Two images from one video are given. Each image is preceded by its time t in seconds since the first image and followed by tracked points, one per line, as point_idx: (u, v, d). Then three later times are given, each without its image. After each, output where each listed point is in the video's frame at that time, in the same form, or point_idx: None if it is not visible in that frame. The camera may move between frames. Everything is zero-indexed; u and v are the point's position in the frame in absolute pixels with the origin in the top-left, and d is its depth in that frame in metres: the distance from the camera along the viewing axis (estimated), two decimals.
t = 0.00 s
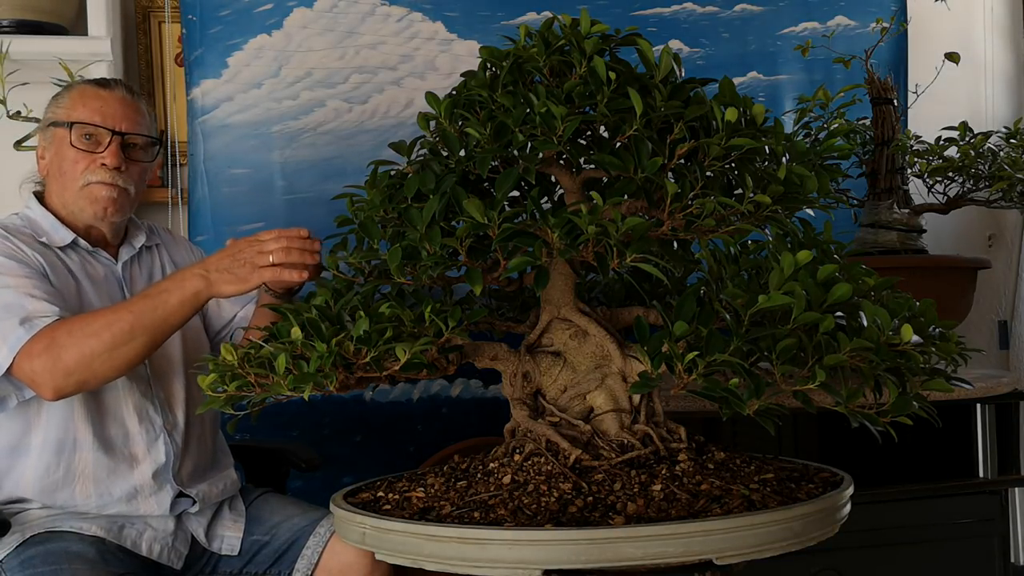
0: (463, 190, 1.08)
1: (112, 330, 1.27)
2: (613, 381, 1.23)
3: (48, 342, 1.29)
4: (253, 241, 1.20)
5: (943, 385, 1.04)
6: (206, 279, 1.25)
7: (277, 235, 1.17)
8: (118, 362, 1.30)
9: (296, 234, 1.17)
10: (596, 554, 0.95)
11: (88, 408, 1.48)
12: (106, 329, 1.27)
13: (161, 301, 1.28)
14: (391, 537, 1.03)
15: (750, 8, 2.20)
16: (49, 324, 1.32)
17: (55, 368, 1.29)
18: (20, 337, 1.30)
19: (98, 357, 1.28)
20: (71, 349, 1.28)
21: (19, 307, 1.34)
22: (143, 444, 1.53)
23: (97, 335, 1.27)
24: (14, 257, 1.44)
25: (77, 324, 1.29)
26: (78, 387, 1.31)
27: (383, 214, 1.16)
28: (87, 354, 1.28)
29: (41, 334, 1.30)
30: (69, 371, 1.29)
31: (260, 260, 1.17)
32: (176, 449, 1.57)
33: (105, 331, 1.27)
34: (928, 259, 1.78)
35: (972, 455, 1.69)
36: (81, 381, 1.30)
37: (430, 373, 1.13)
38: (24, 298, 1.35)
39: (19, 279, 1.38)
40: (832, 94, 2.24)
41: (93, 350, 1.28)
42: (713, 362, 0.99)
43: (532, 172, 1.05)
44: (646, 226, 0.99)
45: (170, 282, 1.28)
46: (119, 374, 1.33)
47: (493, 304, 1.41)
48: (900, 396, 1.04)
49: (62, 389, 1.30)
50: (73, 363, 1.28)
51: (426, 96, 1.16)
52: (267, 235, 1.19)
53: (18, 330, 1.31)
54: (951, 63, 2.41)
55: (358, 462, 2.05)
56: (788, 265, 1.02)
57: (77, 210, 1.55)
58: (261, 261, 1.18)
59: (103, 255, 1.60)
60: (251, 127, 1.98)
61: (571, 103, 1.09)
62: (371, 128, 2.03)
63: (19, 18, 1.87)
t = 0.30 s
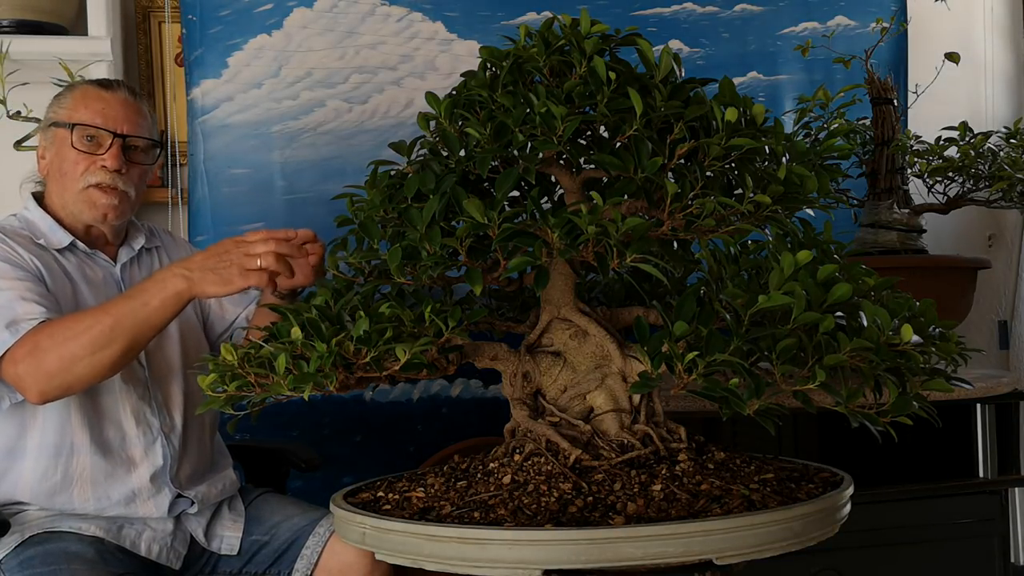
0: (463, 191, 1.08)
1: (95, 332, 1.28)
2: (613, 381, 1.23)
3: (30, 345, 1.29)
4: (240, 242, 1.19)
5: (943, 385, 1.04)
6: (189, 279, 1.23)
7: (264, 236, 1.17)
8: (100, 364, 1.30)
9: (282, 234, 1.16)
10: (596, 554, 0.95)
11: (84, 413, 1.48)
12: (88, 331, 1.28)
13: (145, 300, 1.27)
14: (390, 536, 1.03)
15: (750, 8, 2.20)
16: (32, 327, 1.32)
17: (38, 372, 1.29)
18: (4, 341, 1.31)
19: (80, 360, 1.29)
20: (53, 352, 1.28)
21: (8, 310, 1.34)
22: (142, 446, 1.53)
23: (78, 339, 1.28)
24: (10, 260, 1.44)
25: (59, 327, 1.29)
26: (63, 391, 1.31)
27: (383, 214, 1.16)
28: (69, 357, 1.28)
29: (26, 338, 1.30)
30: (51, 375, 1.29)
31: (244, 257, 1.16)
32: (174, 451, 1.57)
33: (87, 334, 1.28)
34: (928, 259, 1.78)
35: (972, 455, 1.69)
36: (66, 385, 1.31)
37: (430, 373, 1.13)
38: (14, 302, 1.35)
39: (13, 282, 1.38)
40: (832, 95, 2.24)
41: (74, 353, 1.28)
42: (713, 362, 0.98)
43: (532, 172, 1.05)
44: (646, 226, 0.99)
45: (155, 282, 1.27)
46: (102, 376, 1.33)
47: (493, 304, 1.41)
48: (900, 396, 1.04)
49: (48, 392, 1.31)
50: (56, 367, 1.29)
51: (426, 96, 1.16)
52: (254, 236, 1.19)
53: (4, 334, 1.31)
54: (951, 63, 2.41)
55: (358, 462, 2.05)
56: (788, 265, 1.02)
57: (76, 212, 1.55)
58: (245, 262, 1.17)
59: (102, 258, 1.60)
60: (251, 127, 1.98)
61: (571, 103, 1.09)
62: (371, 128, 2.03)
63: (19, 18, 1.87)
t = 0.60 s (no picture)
0: (463, 190, 1.07)
1: (118, 335, 1.28)
2: (613, 381, 1.23)
3: (51, 348, 1.29)
4: (253, 247, 1.24)
5: (943, 385, 1.04)
6: (207, 283, 1.27)
7: (279, 241, 1.24)
8: (122, 367, 1.30)
9: (293, 237, 1.24)
10: (596, 554, 0.95)
11: (85, 414, 1.48)
12: (112, 334, 1.28)
13: (164, 306, 1.29)
14: (391, 537, 1.03)
15: (750, 8, 2.20)
16: (49, 330, 1.31)
17: (59, 374, 1.28)
18: (24, 342, 1.30)
19: (104, 362, 1.29)
20: (75, 355, 1.28)
21: (20, 313, 1.34)
22: (143, 446, 1.53)
23: (101, 341, 1.28)
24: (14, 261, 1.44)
25: (80, 329, 1.29)
26: (81, 393, 1.31)
27: (383, 214, 1.16)
28: (92, 359, 1.28)
29: (44, 340, 1.30)
30: (73, 377, 1.29)
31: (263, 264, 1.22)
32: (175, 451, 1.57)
33: (110, 336, 1.28)
34: (929, 259, 1.78)
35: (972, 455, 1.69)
36: (85, 387, 1.30)
37: (430, 373, 1.13)
38: (25, 305, 1.35)
39: (20, 284, 1.38)
40: (832, 95, 2.24)
41: (99, 356, 1.28)
42: (713, 362, 0.98)
43: (532, 172, 1.05)
44: (646, 225, 0.99)
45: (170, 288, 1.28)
46: (120, 377, 1.34)
47: (493, 304, 1.41)
48: (900, 396, 1.04)
49: (66, 394, 1.30)
50: (78, 369, 1.28)
51: (426, 96, 1.16)
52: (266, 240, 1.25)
53: (21, 336, 1.30)
54: (951, 63, 2.41)
55: (358, 462, 2.05)
56: (788, 265, 1.02)
57: (88, 215, 1.55)
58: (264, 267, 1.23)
59: (103, 259, 1.59)
60: (251, 127, 1.98)
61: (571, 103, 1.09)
62: (371, 128, 2.03)
63: (19, 18, 1.87)
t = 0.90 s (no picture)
0: (463, 190, 1.08)
1: (108, 351, 1.28)
2: (613, 381, 1.23)
3: (40, 363, 1.29)
4: (247, 264, 1.28)
5: (943, 385, 1.04)
6: (199, 299, 1.28)
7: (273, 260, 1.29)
8: (112, 382, 1.31)
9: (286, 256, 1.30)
10: (596, 554, 0.95)
11: (84, 418, 1.48)
12: (101, 351, 1.28)
13: (154, 322, 1.29)
14: (390, 537, 1.03)
15: (750, 8, 2.20)
16: (41, 343, 1.31)
17: (49, 390, 1.29)
18: (12, 355, 1.30)
19: (94, 378, 1.29)
20: (65, 371, 1.28)
21: (15, 325, 1.33)
22: (144, 448, 1.52)
23: (91, 357, 1.28)
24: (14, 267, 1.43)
25: (69, 345, 1.29)
26: (71, 408, 1.32)
27: (383, 214, 1.16)
28: (82, 375, 1.29)
29: (36, 353, 1.30)
30: (62, 394, 1.29)
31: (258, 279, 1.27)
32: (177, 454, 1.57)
33: (99, 352, 1.28)
34: (929, 259, 1.78)
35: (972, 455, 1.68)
36: (74, 403, 1.31)
37: (430, 373, 1.13)
38: (20, 316, 1.34)
39: (19, 293, 1.37)
40: (833, 94, 2.24)
41: (89, 372, 1.29)
42: (713, 362, 0.98)
43: (532, 172, 1.05)
44: (646, 225, 0.99)
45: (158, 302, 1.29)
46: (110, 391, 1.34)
47: (493, 304, 1.41)
48: (900, 396, 1.04)
49: (56, 410, 1.31)
50: (66, 386, 1.29)
51: (426, 96, 1.16)
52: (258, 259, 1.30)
53: (10, 348, 1.30)
54: (952, 63, 2.41)
55: (358, 462, 2.05)
56: (788, 265, 1.02)
57: (118, 217, 1.55)
58: (256, 283, 1.27)
59: (104, 261, 1.59)
60: (251, 127, 1.98)
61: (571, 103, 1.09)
62: (371, 128, 2.03)
63: (19, 18, 1.87)
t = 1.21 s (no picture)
0: (463, 190, 1.07)
1: (105, 361, 1.29)
2: (613, 381, 1.23)
3: (37, 373, 1.29)
4: (233, 270, 1.31)
5: (943, 386, 1.04)
6: (190, 305, 1.31)
7: (258, 262, 1.31)
8: (109, 392, 1.32)
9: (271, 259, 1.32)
10: (595, 554, 0.95)
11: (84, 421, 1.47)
12: (98, 360, 1.29)
13: (149, 331, 1.31)
14: (390, 537, 1.03)
15: (750, 8, 2.20)
16: (38, 352, 1.31)
17: (45, 400, 1.29)
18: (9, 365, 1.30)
19: (93, 387, 1.30)
20: (63, 381, 1.29)
21: (11, 335, 1.33)
22: (144, 450, 1.52)
23: (89, 368, 1.29)
24: (10, 275, 1.43)
25: (66, 355, 1.30)
26: (67, 418, 1.32)
27: (383, 214, 1.16)
28: (81, 385, 1.29)
29: (33, 361, 1.30)
30: (59, 404, 1.30)
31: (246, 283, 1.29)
32: (177, 456, 1.57)
33: (97, 363, 1.29)
34: (929, 259, 1.78)
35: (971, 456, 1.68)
36: (70, 412, 1.32)
37: (430, 373, 1.13)
38: (16, 325, 1.34)
39: (16, 300, 1.37)
40: (832, 95, 2.24)
41: (87, 381, 1.29)
42: (713, 362, 0.98)
43: (532, 172, 1.05)
44: (646, 225, 0.99)
45: (152, 312, 1.31)
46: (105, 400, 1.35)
47: (493, 304, 1.41)
48: (899, 396, 1.04)
49: (52, 420, 1.31)
50: (62, 397, 1.29)
51: (426, 96, 1.16)
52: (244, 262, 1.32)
53: (6, 358, 1.31)
54: (951, 62, 2.41)
55: (358, 462, 2.05)
56: (788, 265, 1.02)
57: (119, 224, 1.54)
58: (244, 288, 1.30)
59: (100, 263, 1.59)
60: (251, 128, 1.98)
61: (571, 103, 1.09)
62: (371, 128, 2.03)
63: (19, 18, 1.87)
